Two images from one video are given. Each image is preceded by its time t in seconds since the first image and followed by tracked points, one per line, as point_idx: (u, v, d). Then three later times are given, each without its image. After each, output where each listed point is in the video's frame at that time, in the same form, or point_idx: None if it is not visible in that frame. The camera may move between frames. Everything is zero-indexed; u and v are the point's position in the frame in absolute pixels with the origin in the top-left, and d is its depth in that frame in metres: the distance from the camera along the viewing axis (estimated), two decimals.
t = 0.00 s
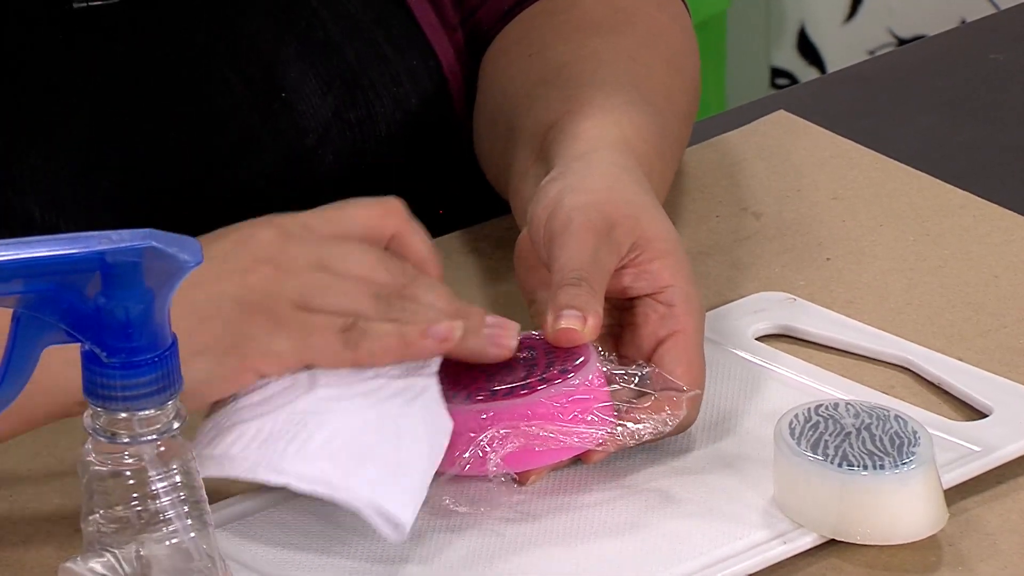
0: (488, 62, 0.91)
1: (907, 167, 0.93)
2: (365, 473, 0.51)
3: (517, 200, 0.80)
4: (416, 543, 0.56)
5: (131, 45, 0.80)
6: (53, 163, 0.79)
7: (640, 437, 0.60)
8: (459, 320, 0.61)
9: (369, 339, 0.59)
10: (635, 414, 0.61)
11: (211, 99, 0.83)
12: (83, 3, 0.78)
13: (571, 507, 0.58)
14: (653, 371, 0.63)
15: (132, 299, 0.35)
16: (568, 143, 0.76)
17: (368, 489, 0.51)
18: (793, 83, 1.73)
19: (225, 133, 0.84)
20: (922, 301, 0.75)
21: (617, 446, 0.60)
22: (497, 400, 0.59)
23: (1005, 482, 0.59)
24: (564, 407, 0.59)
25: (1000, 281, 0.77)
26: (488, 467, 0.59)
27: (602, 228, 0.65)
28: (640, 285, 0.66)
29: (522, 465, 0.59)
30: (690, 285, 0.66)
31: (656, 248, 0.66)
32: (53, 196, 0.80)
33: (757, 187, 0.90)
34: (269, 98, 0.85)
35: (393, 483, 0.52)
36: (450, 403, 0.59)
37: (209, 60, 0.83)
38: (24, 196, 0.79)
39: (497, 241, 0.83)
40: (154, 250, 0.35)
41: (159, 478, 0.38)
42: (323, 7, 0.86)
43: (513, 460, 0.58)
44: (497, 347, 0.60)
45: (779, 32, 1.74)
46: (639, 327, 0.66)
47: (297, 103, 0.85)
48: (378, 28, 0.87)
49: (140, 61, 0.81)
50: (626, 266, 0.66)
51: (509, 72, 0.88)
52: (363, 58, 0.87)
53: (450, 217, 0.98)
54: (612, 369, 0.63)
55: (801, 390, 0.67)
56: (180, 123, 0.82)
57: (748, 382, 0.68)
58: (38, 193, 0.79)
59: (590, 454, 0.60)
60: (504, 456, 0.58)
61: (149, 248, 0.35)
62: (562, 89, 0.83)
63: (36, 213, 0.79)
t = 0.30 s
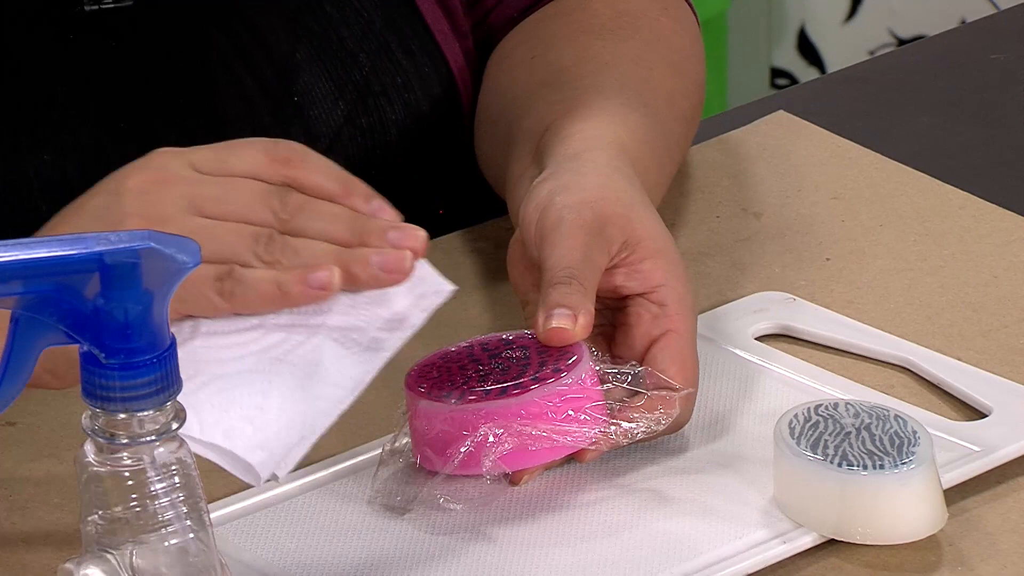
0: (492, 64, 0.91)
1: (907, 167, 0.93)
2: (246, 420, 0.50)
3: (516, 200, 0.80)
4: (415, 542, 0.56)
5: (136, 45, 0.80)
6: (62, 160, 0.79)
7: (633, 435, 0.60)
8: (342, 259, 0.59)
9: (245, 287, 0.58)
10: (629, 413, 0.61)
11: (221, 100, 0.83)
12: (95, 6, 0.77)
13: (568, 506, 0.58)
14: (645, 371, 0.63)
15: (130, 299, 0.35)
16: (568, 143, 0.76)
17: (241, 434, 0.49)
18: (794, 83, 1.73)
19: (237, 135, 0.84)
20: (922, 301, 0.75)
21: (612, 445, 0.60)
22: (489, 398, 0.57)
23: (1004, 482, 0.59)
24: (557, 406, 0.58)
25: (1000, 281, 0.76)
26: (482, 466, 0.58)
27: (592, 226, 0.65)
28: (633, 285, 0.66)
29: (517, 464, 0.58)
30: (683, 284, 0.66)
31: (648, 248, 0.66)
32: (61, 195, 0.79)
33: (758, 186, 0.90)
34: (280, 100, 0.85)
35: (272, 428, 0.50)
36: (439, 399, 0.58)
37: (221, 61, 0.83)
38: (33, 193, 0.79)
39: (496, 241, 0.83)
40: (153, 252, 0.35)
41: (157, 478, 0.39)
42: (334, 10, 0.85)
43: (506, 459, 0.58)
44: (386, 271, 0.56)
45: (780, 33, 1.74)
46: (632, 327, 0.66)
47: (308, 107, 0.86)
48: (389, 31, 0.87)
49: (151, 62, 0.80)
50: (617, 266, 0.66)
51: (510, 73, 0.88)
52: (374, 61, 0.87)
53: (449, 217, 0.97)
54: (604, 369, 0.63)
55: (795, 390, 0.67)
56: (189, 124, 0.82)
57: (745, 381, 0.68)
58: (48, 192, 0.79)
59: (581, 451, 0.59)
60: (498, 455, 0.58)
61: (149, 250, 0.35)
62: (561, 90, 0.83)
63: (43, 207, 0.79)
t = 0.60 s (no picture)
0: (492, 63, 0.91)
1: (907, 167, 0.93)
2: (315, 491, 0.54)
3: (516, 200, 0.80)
4: (418, 542, 0.56)
5: (136, 44, 0.80)
6: (62, 157, 0.78)
7: (638, 438, 0.60)
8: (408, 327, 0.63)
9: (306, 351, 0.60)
10: (634, 415, 0.61)
11: (221, 96, 0.83)
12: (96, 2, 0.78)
13: (571, 506, 0.58)
14: (653, 373, 0.63)
15: (134, 298, 0.35)
16: (569, 143, 0.76)
17: (308, 500, 0.54)
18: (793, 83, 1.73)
19: (237, 131, 0.84)
20: (923, 301, 0.75)
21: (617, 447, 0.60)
22: (495, 400, 0.58)
23: (1005, 482, 0.59)
24: (562, 408, 0.58)
25: (1001, 281, 0.77)
26: (489, 468, 0.58)
27: (595, 229, 0.65)
28: (635, 285, 0.66)
29: (523, 465, 0.58)
30: (685, 285, 0.66)
31: (649, 251, 0.66)
32: (64, 191, 0.78)
33: (758, 186, 0.90)
34: (280, 98, 0.85)
35: (336, 496, 0.54)
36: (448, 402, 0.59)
37: (221, 57, 0.83)
38: (36, 189, 0.77)
39: (497, 241, 0.83)
40: (155, 250, 0.35)
41: (159, 477, 0.39)
42: (337, 10, 0.85)
43: (513, 461, 0.58)
44: (446, 356, 0.59)
45: (780, 33, 1.74)
46: (635, 328, 0.66)
47: (309, 104, 0.85)
48: (390, 29, 0.87)
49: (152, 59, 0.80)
50: (619, 267, 0.66)
51: (510, 73, 0.88)
52: (375, 58, 0.87)
53: (450, 217, 0.97)
54: (609, 371, 0.63)
55: (796, 390, 0.67)
56: (191, 121, 0.82)
57: (745, 381, 0.68)
58: (50, 188, 0.78)
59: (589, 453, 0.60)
60: (504, 457, 0.58)
61: (152, 248, 0.35)
62: (561, 90, 0.83)
63: (46, 205, 0.78)
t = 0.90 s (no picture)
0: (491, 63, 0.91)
1: (908, 167, 0.93)
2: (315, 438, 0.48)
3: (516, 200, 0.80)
4: (419, 541, 0.56)
5: (134, 45, 0.80)
6: (60, 156, 0.78)
7: (638, 437, 0.60)
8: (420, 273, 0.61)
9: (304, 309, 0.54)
10: (634, 414, 0.61)
11: (220, 96, 0.83)
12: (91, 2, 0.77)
13: (572, 505, 0.58)
14: (652, 374, 0.63)
15: (130, 300, 0.35)
16: (569, 142, 0.75)
17: (310, 451, 0.48)
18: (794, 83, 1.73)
19: (235, 131, 0.84)
20: (923, 301, 0.75)
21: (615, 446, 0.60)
22: (497, 399, 0.58)
23: (1004, 482, 0.59)
24: (564, 407, 0.58)
25: (1001, 281, 0.76)
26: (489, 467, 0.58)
27: (593, 225, 0.65)
28: (633, 284, 0.66)
29: (524, 464, 0.58)
30: (684, 284, 0.66)
31: (648, 247, 0.66)
32: (60, 190, 0.78)
33: (759, 187, 0.90)
34: (278, 99, 0.85)
35: (344, 440, 0.48)
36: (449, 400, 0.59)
37: (219, 59, 0.83)
38: (33, 188, 0.78)
39: (497, 241, 0.83)
40: (153, 252, 0.35)
41: (157, 478, 0.39)
42: (335, 10, 0.86)
43: (513, 459, 0.58)
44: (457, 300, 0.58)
45: (781, 33, 1.73)
46: (634, 327, 0.66)
47: (306, 106, 0.86)
48: (387, 30, 0.88)
49: (149, 60, 0.80)
50: (618, 266, 0.66)
51: (510, 73, 0.88)
52: (372, 61, 0.87)
53: (450, 217, 0.97)
54: (609, 369, 0.63)
55: (795, 389, 0.67)
56: (189, 122, 0.82)
57: (746, 381, 0.68)
58: (46, 187, 0.78)
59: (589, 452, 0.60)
60: (506, 455, 0.58)
61: (149, 250, 0.35)
62: (560, 90, 0.83)
63: (42, 204, 0.78)
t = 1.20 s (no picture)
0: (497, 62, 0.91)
1: (909, 167, 0.93)
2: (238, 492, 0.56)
3: (518, 200, 0.80)
4: (420, 540, 0.56)
5: (134, 45, 0.79)
6: (67, 156, 0.78)
7: (641, 438, 0.60)
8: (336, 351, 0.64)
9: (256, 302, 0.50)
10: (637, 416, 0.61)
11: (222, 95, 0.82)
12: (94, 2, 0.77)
13: (572, 505, 0.58)
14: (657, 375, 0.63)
15: (131, 300, 0.35)
16: (571, 142, 0.75)
17: (250, 496, 0.55)
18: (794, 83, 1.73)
19: (241, 129, 0.83)
20: (924, 301, 0.75)
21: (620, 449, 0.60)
22: (501, 398, 0.58)
23: (1005, 482, 0.59)
24: (568, 408, 0.58)
25: (1002, 280, 0.76)
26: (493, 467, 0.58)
27: (599, 227, 0.65)
28: (639, 285, 0.66)
29: (526, 464, 0.58)
30: (690, 285, 0.66)
31: (654, 248, 0.66)
32: (69, 188, 0.79)
33: (760, 187, 0.90)
34: (286, 96, 0.84)
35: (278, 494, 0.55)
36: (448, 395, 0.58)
37: (223, 57, 0.82)
38: (39, 186, 0.78)
39: (498, 241, 0.83)
40: (154, 251, 0.35)
41: (156, 478, 0.38)
42: (344, 7, 0.86)
43: (516, 459, 0.58)
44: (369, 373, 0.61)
45: (782, 32, 1.73)
46: (640, 328, 0.66)
47: (315, 104, 0.85)
48: (396, 27, 0.87)
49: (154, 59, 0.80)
50: (624, 267, 0.66)
51: (514, 73, 0.88)
52: (382, 58, 0.87)
53: (450, 217, 0.97)
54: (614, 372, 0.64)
55: (796, 388, 0.67)
56: (193, 119, 0.82)
57: (748, 381, 0.68)
58: (54, 185, 0.78)
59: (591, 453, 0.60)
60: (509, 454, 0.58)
61: (149, 250, 0.35)
62: (564, 90, 0.83)
63: (50, 203, 0.78)
